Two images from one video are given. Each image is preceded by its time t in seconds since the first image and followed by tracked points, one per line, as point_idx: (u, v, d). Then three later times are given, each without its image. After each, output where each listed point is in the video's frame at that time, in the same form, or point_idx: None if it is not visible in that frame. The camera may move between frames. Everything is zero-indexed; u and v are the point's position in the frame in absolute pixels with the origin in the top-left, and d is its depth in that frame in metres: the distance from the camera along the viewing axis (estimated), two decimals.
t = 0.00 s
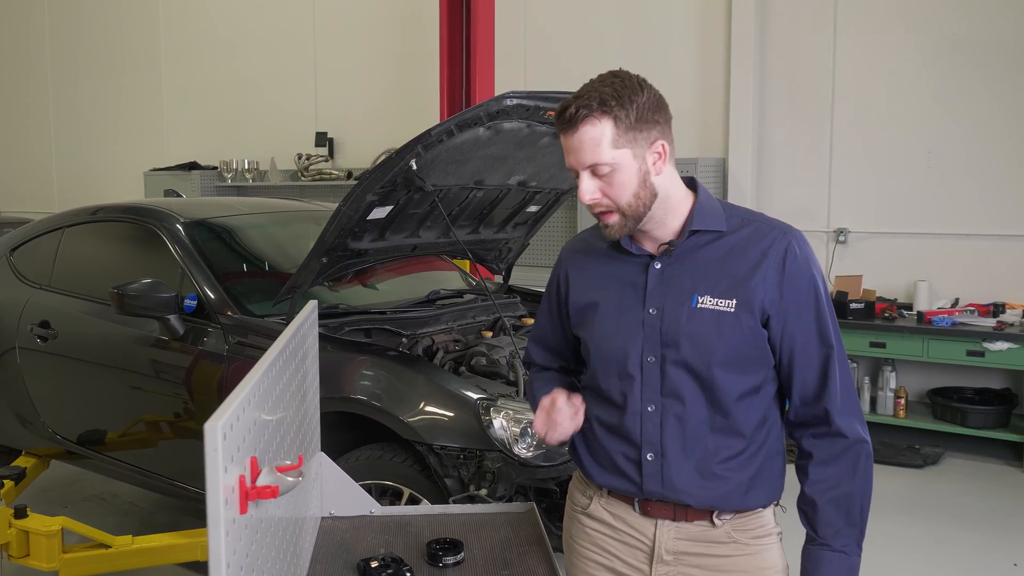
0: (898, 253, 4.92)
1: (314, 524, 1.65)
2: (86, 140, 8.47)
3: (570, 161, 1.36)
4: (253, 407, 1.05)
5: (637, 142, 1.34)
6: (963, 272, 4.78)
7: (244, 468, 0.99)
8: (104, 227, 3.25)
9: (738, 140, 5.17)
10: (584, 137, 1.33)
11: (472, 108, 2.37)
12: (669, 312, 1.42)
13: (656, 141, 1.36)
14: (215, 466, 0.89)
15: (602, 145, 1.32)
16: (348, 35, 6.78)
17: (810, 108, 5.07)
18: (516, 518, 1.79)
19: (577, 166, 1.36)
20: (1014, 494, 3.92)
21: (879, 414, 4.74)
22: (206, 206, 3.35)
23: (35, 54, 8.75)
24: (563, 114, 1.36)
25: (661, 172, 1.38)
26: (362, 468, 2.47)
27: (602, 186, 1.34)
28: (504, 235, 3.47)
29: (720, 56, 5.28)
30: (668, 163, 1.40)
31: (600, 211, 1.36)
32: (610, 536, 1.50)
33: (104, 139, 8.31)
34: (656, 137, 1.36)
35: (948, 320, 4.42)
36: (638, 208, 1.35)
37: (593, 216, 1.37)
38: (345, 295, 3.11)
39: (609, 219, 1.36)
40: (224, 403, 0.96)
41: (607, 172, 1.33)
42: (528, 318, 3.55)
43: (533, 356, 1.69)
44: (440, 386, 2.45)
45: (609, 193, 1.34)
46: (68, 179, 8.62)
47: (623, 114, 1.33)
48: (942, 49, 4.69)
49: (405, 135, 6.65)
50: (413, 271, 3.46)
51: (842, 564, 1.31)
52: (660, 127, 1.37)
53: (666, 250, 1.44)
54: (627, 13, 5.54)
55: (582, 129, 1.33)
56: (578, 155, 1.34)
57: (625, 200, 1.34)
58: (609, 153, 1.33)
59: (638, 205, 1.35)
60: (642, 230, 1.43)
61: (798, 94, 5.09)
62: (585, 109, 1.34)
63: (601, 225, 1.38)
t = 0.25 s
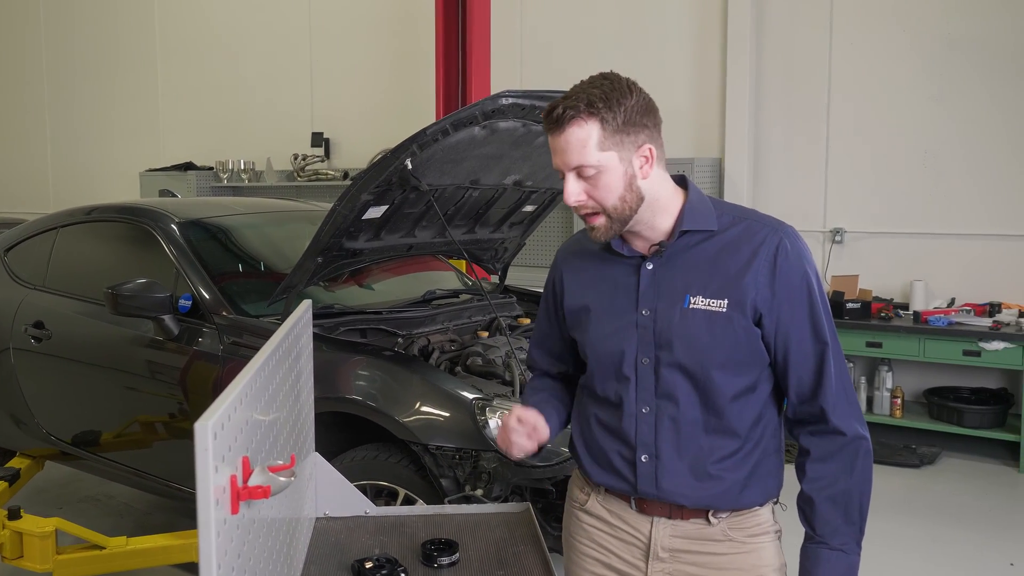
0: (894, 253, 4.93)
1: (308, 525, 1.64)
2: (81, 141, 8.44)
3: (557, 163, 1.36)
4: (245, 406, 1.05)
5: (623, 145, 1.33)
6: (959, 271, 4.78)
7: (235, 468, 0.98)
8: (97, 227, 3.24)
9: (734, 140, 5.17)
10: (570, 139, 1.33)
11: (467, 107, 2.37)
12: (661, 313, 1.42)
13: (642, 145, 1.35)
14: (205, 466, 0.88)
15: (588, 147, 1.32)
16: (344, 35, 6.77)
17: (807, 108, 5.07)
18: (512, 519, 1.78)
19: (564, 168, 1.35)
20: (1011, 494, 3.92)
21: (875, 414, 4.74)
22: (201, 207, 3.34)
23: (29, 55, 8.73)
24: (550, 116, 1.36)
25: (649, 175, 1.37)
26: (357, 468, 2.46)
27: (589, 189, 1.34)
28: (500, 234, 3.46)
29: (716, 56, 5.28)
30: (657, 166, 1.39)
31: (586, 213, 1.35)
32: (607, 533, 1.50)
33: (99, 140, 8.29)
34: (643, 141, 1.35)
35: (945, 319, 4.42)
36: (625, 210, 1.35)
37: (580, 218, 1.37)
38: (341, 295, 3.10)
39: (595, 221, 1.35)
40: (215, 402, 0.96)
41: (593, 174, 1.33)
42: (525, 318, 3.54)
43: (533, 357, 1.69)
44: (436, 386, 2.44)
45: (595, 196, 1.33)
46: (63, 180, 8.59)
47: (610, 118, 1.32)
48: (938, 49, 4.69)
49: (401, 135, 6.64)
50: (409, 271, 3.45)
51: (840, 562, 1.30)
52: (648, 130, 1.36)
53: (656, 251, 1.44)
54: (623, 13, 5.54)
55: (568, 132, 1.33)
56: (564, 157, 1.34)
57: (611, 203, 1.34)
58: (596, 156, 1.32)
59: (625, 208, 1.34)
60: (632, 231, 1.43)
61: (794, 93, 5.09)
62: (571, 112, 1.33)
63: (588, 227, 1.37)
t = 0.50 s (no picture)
0: (893, 253, 4.91)
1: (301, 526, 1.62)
2: (78, 141, 8.42)
3: (555, 147, 1.33)
4: (234, 404, 1.03)
5: (624, 127, 1.32)
6: (958, 271, 4.77)
7: (223, 468, 0.97)
8: (92, 227, 3.22)
9: (732, 139, 5.16)
10: (571, 119, 1.30)
11: (462, 105, 2.35)
12: (655, 309, 1.40)
13: (642, 129, 1.34)
14: (191, 466, 0.86)
15: (589, 126, 1.30)
16: (341, 35, 6.75)
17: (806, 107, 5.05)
18: (509, 519, 1.77)
19: (562, 149, 1.32)
20: (1010, 493, 3.91)
21: (874, 414, 4.72)
22: (197, 205, 3.31)
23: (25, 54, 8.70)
24: (550, 98, 1.34)
25: (645, 162, 1.36)
26: (352, 468, 2.44)
27: (589, 169, 1.30)
28: (497, 234, 3.44)
29: (715, 55, 5.26)
30: (654, 156, 1.38)
31: (583, 196, 1.31)
32: (600, 532, 1.48)
33: (96, 139, 8.27)
34: (643, 125, 1.34)
35: (943, 318, 4.40)
36: (623, 192, 1.32)
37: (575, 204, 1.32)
38: (337, 295, 3.07)
39: (593, 203, 1.31)
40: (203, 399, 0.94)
41: (593, 154, 1.30)
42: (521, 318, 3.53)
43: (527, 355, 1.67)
44: (432, 386, 2.42)
45: (596, 175, 1.30)
46: (60, 180, 8.56)
47: (611, 98, 1.31)
48: (937, 49, 4.68)
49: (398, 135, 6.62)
50: (406, 271, 3.43)
51: (830, 565, 1.29)
52: (647, 116, 1.35)
53: (651, 246, 1.42)
54: (621, 12, 5.52)
55: (569, 112, 1.31)
56: (563, 139, 1.31)
57: (610, 184, 1.31)
58: (596, 136, 1.30)
59: (624, 190, 1.32)
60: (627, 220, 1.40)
61: (793, 92, 5.08)
62: (571, 92, 1.32)
63: (584, 211, 1.33)
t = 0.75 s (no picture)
0: (891, 252, 4.90)
1: (294, 527, 1.60)
2: (74, 141, 8.39)
3: (580, 114, 1.34)
4: (223, 402, 1.01)
5: (649, 99, 1.35)
6: (957, 270, 4.76)
7: (211, 468, 0.95)
8: (88, 226, 3.20)
9: (730, 138, 5.15)
10: (599, 84, 1.33)
11: (458, 101, 2.33)
12: (661, 303, 1.39)
13: (663, 106, 1.38)
14: (177, 465, 0.85)
15: (617, 93, 1.32)
16: (338, 33, 6.73)
17: (804, 107, 5.04)
18: (504, 520, 1.75)
19: (588, 115, 1.34)
20: (1009, 493, 3.89)
21: (872, 413, 4.71)
22: (192, 204, 3.29)
23: (23, 53, 8.67)
24: (575, 68, 1.36)
25: (666, 138, 1.38)
26: (347, 468, 2.43)
27: (615, 134, 1.32)
28: (494, 232, 3.42)
29: (714, 55, 5.25)
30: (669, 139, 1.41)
31: (609, 159, 1.31)
32: (599, 536, 1.46)
33: (94, 139, 8.24)
34: (663, 104, 1.38)
35: (942, 318, 4.39)
36: (648, 160, 1.33)
37: (599, 168, 1.32)
38: (333, 294, 3.05)
39: (619, 167, 1.32)
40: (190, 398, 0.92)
41: (619, 120, 1.32)
42: (518, 317, 3.51)
43: (522, 353, 1.66)
44: (428, 386, 2.40)
45: (622, 139, 1.31)
46: (57, 180, 8.53)
47: (638, 71, 1.35)
48: (936, 49, 4.66)
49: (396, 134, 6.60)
50: (403, 270, 3.41)
51: (827, 567, 1.27)
52: (665, 99, 1.40)
53: (659, 239, 1.41)
54: (620, 11, 5.50)
55: (596, 79, 1.33)
56: (590, 103, 1.33)
57: (636, 149, 1.32)
58: (623, 102, 1.32)
59: (648, 158, 1.33)
60: (643, 206, 1.39)
61: (791, 92, 5.06)
62: (598, 62, 1.35)
63: (608, 177, 1.33)
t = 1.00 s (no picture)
0: (890, 252, 4.90)
1: (290, 529, 1.59)
2: (73, 141, 8.38)
3: (593, 100, 1.36)
4: (217, 403, 1.00)
5: (663, 92, 1.36)
6: (956, 270, 4.75)
7: (203, 470, 0.94)
8: (85, 226, 3.18)
9: (728, 138, 5.14)
10: (614, 72, 1.34)
11: (456, 101, 2.32)
12: (670, 301, 1.38)
13: (677, 102, 1.39)
14: (169, 467, 0.84)
15: (632, 82, 1.34)
16: (336, 33, 6.72)
17: (802, 107, 5.03)
18: (502, 521, 1.74)
19: (601, 102, 1.35)
20: (1008, 493, 3.88)
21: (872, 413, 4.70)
22: (189, 204, 3.28)
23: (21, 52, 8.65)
24: (591, 58, 1.38)
25: (678, 134, 1.39)
26: (344, 469, 2.42)
27: (627, 120, 1.32)
28: (492, 232, 3.41)
29: (712, 54, 5.24)
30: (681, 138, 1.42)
31: (619, 144, 1.31)
32: (606, 543, 1.45)
33: (92, 139, 8.23)
34: (678, 101, 1.39)
35: (941, 318, 4.39)
36: (658, 150, 1.33)
37: (609, 154, 1.32)
38: (332, 294, 3.04)
39: (627, 155, 1.31)
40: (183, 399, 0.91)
41: (632, 108, 1.33)
42: (516, 317, 3.50)
43: (526, 354, 1.64)
44: (426, 386, 2.39)
45: (633, 126, 1.31)
46: (55, 179, 8.51)
47: (654, 65, 1.37)
48: (935, 48, 4.66)
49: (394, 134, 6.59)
50: (401, 270, 3.40)
51: (852, 570, 1.26)
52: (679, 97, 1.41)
53: (668, 236, 1.40)
54: (617, 11, 5.50)
55: (612, 67, 1.35)
56: (605, 90, 1.34)
57: (647, 138, 1.32)
58: (637, 91, 1.33)
59: (658, 147, 1.33)
60: (651, 198, 1.39)
61: (790, 92, 5.06)
62: (614, 52, 1.36)
63: (616, 164, 1.33)
